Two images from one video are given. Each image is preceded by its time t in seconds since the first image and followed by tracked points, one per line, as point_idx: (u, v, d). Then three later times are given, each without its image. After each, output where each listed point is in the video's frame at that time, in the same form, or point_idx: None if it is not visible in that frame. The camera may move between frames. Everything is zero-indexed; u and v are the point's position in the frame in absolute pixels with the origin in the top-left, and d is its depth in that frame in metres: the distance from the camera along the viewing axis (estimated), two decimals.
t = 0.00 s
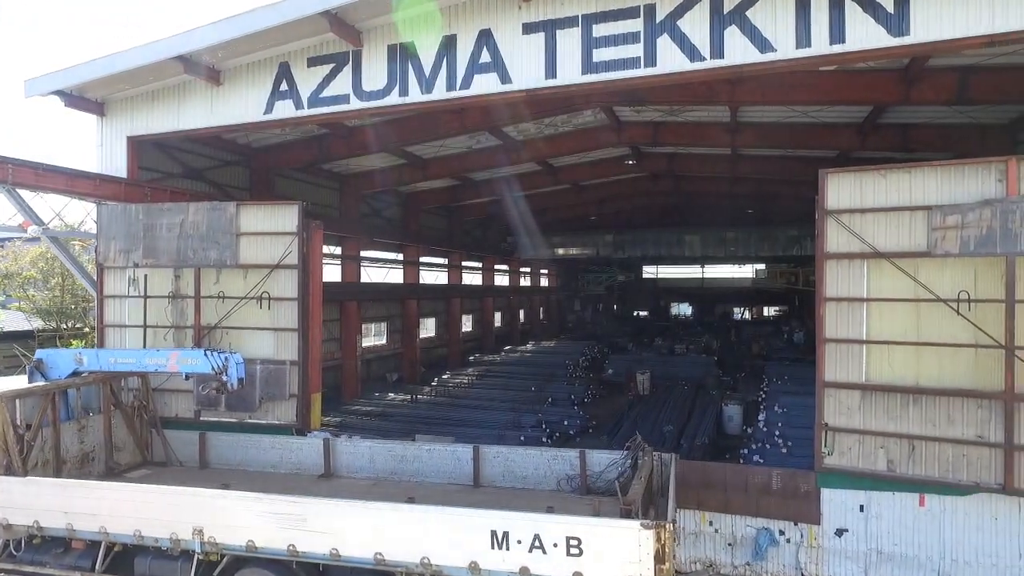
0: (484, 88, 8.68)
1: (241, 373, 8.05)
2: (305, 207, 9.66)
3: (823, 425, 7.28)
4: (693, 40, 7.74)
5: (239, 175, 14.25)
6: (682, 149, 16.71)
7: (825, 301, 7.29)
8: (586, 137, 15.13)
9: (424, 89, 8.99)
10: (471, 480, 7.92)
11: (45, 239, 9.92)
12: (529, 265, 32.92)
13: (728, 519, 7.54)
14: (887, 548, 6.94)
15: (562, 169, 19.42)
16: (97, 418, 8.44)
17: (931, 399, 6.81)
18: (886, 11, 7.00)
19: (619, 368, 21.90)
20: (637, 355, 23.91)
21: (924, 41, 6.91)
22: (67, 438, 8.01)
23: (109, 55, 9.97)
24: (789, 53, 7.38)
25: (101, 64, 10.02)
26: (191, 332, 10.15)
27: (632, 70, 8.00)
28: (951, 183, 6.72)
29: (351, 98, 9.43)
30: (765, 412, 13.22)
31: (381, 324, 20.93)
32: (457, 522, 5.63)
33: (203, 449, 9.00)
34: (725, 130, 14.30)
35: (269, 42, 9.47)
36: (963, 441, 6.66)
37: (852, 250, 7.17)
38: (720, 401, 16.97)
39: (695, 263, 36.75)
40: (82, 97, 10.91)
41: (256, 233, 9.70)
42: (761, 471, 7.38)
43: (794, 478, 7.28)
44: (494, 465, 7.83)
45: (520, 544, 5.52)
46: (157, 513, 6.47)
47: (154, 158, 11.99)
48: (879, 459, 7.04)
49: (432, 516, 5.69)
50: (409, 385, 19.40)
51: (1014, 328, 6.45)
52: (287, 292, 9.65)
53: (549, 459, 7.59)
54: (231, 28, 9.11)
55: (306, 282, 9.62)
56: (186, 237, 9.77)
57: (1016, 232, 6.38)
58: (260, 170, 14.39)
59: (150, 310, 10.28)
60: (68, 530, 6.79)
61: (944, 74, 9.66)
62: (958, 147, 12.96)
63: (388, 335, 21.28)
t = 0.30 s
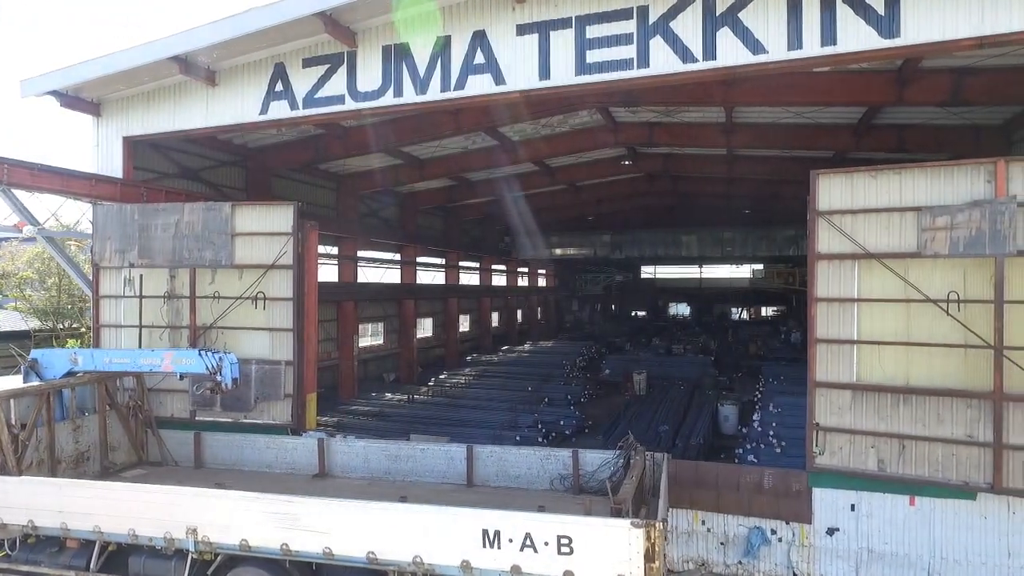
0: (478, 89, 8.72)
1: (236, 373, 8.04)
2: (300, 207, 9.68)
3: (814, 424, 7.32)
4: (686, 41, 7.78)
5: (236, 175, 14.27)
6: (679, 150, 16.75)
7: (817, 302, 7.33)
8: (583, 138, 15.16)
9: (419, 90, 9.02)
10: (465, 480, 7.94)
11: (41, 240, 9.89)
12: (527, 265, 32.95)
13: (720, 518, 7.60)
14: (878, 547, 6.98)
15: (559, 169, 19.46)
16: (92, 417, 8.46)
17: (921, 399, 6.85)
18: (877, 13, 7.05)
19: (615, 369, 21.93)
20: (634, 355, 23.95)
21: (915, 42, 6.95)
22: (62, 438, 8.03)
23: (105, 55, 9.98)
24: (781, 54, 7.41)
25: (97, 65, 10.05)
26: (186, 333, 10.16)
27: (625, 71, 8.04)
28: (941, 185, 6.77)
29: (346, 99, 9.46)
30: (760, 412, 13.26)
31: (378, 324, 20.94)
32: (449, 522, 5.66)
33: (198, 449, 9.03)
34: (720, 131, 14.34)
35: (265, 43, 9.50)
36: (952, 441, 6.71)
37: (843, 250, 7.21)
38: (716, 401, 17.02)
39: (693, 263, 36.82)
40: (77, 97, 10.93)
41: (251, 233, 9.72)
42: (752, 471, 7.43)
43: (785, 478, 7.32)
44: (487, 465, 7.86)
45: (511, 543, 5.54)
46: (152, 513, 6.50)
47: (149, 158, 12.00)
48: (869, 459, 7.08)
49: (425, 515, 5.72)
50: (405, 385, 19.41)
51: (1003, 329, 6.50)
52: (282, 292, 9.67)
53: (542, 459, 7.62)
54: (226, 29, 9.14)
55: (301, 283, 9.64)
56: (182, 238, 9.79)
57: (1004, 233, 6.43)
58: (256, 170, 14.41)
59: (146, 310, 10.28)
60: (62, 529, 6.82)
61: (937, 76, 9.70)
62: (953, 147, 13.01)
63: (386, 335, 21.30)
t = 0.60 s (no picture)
0: (473, 90, 8.80)
1: (233, 372, 8.08)
2: (297, 208, 9.75)
3: (805, 423, 7.40)
4: (679, 44, 7.85)
5: (234, 175, 14.34)
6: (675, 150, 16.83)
7: (808, 302, 7.41)
8: (579, 139, 15.24)
9: (415, 92, 9.09)
10: (460, 478, 8.01)
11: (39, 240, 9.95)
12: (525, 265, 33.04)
13: (712, 516, 7.70)
14: (868, 544, 7.07)
15: (556, 170, 19.54)
16: (90, 416, 8.53)
17: (910, 398, 6.94)
18: (868, 16, 7.12)
19: (613, 368, 21.99)
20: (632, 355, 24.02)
21: (904, 45, 7.03)
22: (61, 436, 8.10)
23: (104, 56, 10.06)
24: (772, 57, 7.49)
25: (96, 66, 10.12)
26: (184, 332, 10.22)
27: (619, 73, 8.12)
28: (930, 186, 6.85)
29: (342, 100, 9.53)
30: (755, 412, 13.33)
31: (376, 323, 21.01)
32: (442, 518, 5.74)
33: (196, 448, 9.10)
34: (716, 132, 14.43)
35: (262, 44, 9.58)
36: (940, 440, 6.79)
37: (833, 251, 7.29)
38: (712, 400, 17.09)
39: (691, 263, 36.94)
40: (76, 98, 10.99)
41: (249, 233, 9.78)
42: (744, 469, 7.52)
43: (776, 476, 7.40)
44: (482, 463, 7.94)
45: (504, 539, 5.62)
46: (150, 510, 6.59)
47: (148, 159, 12.08)
48: (859, 457, 7.16)
49: (419, 511, 5.81)
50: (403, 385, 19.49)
51: (990, 329, 6.58)
52: (280, 292, 9.74)
53: (536, 457, 7.69)
54: (224, 31, 9.22)
55: (299, 282, 9.71)
56: (180, 238, 9.87)
57: (991, 234, 6.53)
58: (254, 170, 14.48)
59: (144, 310, 10.33)
60: (61, 525, 6.90)
61: (929, 78, 9.78)
62: (947, 148, 13.08)
63: (384, 335, 21.37)
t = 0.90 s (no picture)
0: (471, 94, 8.91)
1: (233, 372, 8.18)
2: (297, 209, 9.85)
3: (797, 422, 7.51)
4: (673, 48, 7.96)
5: (234, 176, 14.44)
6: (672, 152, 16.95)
7: (800, 303, 7.52)
8: (577, 140, 15.35)
9: (413, 95, 9.20)
10: (457, 477, 8.12)
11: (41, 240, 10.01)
12: (524, 266, 33.14)
13: (706, 514, 7.80)
14: (858, 541, 7.19)
15: (555, 171, 19.65)
16: (92, 415, 8.64)
17: (900, 398, 7.06)
18: (859, 22, 7.24)
19: (611, 369, 22.10)
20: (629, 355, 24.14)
21: (894, 51, 7.14)
22: (63, 435, 8.20)
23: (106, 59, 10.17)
24: (765, 61, 7.60)
25: (97, 69, 10.22)
26: (185, 332, 10.31)
27: (614, 77, 8.23)
28: (919, 189, 6.97)
29: (341, 103, 9.64)
30: (750, 411, 13.45)
31: (375, 323, 21.12)
32: (440, 515, 5.85)
33: (196, 446, 9.19)
34: (712, 134, 14.56)
35: (262, 48, 9.69)
36: (929, 438, 6.92)
37: (825, 253, 7.41)
38: (709, 400, 17.21)
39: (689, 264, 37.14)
40: (77, 100, 11.08)
41: (248, 234, 9.88)
42: (737, 467, 7.62)
43: (769, 475, 7.51)
44: (479, 462, 8.04)
45: (499, 535, 5.72)
46: (152, 507, 6.70)
47: (148, 160, 12.18)
48: (850, 456, 7.28)
49: (416, 508, 5.92)
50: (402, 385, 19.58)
51: (977, 329, 6.71)
52: (279, 293, 9.84)
53: (532, 456, 7.80)
54: (225, 35, 9.33)
55: (298, 283, 9.79)
56: (181, 239, 9.98)
57: (979, 237, 6.65)
58: (254, 171, 14.57)
59: (145, 310, 10.42)
60: (64, 522, 7.00)
61: (921, 81, 9.90)
62: (941, 151, 13.21)
63: (382, 335, 21.47)
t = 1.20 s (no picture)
0: (470, 99, 9.05)
1: (237, 372, 8.31)
2: (299, 212, 9.98)
3: (790, 422, 7.67)
4: (669, 55, 8.11)
5: (235, 178, 14.57)
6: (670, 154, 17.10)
7: (793, 305, 7.68)
8: (575, 143, 15.49)
9: (413, 100, 9.34)
10: (457, 476, 8.25)
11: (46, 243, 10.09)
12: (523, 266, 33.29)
13: (701, 512, 7.96)
14: (850, 539, 7.35)
15: (554, 173, 19.80)
16: (97, 415, 8.77)
17: (890, 398, 7.22)
18: (851, 30, 7.39)
19: (609, 369, 22.26)
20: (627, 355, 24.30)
21: (886, 58, 7.29)
22: (69, 434, 8.33)
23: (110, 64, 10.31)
24: (759, 68, 7.75)
25: (101, 73, 10.35)
26: (188, 333, 10.43)
27: (611, 83, 8.37)
28: (909, 194, 7.12)
29: (343, 108, 9.77)
30: (747, 411, 13.60)
31: (374, 324, 21.26)
32: (440, 512, 6.00)
33: (200, 446, 9.33)
34: (709, 137, 14.72)
35: (265, 53, 9.82)
36: (919, 438, 7.08)
37: (818, 256, 7.55)
38: (706, 400, 17.36)
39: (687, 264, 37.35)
40: (81, 104, 11.22)
41: (251, 237, 10.01)
42: (731, 466, 7.76)
43: (763, 474, 7.65)
44: (479, 461, 8.16)
45: (499, 532, 5.87)
46: (158, 506, 6.86)
47: (151, 163, 12.32)
48: (842, 455, 7.43)
49: (417, 506, 6.06)
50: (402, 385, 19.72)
51: (966, 331, 6.87)
52: (281, 294, 9.96)
53: (531, 455, 7.93)
54: (228, 41, 9.46)
55: (300, 285, 9.92)
56: (184, 241, 10.11)
57: (968, 241, 6.80)
58: (255, 173, 14.71)
59: (149, 311, 10.54)
60: (72, 521, 7.17)
61: (914, 86, 10.05)
62: (935, 154, 13.36)
63: (382, 336, 21.61)
